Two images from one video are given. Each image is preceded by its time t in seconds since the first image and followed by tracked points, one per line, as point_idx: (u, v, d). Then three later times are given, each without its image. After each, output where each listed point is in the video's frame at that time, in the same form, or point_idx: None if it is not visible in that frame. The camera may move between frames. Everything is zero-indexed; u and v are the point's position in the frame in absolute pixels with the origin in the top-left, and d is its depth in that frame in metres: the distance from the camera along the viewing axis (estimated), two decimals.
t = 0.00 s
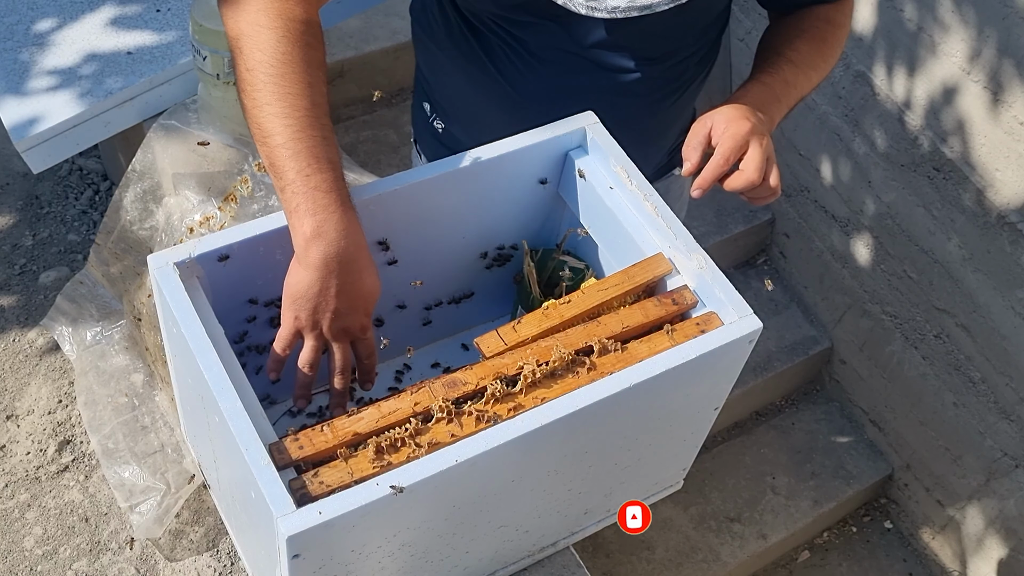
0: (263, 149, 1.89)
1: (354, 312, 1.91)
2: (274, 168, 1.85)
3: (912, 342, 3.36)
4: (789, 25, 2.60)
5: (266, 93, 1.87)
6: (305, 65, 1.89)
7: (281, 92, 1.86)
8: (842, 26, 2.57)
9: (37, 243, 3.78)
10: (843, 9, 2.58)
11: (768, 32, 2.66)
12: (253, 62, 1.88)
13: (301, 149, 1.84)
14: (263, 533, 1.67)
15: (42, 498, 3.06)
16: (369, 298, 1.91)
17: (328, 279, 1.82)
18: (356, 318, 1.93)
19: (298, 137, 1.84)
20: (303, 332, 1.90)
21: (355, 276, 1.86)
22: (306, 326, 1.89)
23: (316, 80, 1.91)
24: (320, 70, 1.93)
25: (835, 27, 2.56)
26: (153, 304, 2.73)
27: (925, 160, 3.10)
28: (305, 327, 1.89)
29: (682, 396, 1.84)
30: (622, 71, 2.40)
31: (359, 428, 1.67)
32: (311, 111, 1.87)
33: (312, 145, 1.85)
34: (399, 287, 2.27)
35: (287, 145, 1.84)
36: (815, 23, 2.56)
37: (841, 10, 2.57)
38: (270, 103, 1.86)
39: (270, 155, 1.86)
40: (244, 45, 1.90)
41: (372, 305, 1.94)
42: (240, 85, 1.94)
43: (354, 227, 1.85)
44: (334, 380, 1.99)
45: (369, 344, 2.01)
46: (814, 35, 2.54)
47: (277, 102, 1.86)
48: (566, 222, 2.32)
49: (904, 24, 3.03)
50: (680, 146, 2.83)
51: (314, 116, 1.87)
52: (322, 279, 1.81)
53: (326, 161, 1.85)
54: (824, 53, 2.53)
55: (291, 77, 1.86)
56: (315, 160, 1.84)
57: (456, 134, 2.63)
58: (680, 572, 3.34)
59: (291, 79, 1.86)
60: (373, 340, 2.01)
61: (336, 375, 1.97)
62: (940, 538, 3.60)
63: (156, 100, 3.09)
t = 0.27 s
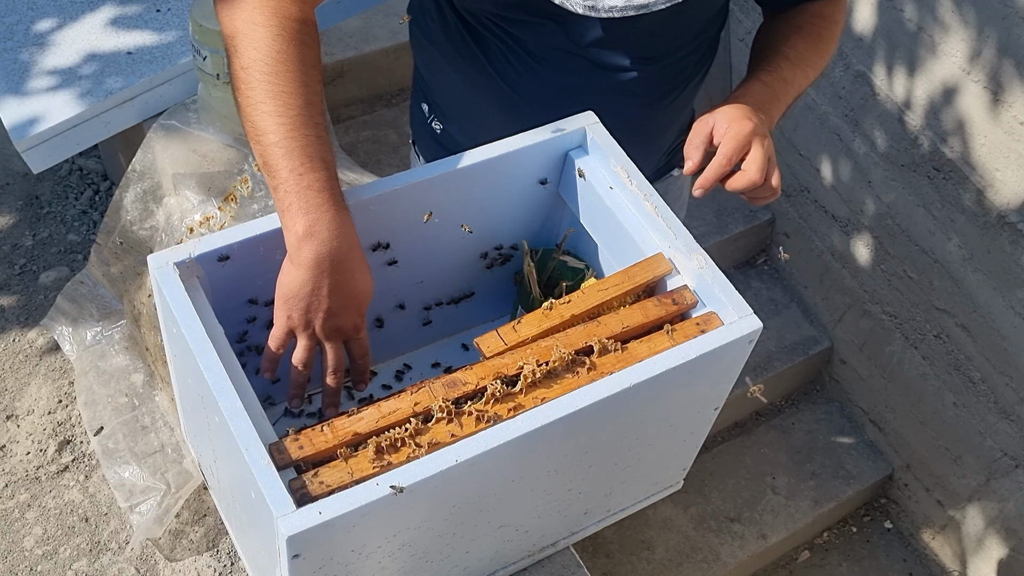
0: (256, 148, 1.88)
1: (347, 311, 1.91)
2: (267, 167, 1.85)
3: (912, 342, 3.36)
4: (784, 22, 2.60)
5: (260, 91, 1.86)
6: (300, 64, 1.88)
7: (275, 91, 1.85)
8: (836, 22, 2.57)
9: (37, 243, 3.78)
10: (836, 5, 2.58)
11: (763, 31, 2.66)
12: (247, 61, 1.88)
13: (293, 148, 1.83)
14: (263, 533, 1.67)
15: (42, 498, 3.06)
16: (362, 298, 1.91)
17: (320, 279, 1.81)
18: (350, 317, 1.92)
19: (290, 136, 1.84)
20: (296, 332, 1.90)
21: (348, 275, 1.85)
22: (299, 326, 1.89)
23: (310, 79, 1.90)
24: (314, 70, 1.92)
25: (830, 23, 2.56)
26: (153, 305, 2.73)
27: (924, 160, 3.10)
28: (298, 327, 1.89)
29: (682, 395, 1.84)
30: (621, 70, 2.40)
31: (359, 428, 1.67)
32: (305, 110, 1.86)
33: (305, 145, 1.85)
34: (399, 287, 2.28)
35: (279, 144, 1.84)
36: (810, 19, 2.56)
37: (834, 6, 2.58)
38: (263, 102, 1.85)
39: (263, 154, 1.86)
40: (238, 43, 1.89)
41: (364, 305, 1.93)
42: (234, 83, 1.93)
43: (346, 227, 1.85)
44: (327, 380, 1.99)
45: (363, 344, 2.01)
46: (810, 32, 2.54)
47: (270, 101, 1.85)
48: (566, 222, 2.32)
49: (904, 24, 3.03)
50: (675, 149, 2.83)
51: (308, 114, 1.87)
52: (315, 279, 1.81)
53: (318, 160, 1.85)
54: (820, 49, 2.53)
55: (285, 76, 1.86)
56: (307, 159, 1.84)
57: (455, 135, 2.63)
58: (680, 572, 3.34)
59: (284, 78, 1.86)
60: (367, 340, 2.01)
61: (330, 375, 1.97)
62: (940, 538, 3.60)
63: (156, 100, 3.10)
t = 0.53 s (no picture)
0: (259, 153, 1.88)
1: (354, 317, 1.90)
2: (270, 172, 1.85)
3: (912, 342, 3.36)
4: (779, 17, 2.60)
5: (262, 96, 1.86)
6: (301, 67, 1.87)
7: (277, 96, 1.85)
8: (832, 15, 2.59)
9: (36, 243, 3.78)
10: None
11: (757, 27, 2.66)
12: (249, 65, 1.87)
13: (297, 153, 1.83)
14: (263, 533, 1.67)
15: (42, 498, 3.06)
16: (369, 303, 1.90)
17: (325, 283, 1.81)
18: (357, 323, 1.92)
19: (294, 141, 1.83)
20: (305, 338, 1.90)
21: (354, 280, 1.85)
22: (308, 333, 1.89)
23: (313, 83, 1.90)
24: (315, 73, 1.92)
25: (825, 18, 2.57)
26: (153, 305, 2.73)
27: (925, 160, 3.10)
28: (306, 333, 1.89)
29: (682, 396, 1.84)
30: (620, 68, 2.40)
31: (359, 428, 1.67)
32: (308, 114, 1.86)
33: (308, 149, 1.84)
34: (399, 286, 2.27)
35: (283, 149, 1.83)
36: (806, 12, 2.57)
37: None
38: (266, 108, 1.85)
39: (266, 160, 1.85)
40: (241, 49, 1.89)
41: (372, 309, 1.93)
42: (237, 90, 1.93)
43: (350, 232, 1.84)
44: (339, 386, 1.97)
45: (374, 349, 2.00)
46: (805, 24, 2.55)
47: (273, 107, 1.85)
48: (566, 222, 2.32)
49: (904, 24, 3.02)
50: (673, 148, 2.83)
51: (311, 119, 1.86)
52: (320, 283, 1.81)
53: (322, 165, 1.84)
54: (816, 40, 2.54)
55: (287, 80, 1.85)
56: (310, 164, 1.83)
57: (453, 135, 2.62)
58: (680, 572, 3.34)
59: (286, 83, 1.85)
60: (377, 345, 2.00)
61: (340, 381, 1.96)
62: (940, 538, 3.60)
63: (156, 100, 3.09)
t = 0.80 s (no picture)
0: (270, 167, 1.86)
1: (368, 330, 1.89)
2: (281, 186, 1.82)
3: (912, 342, 3.36)
4: (775, 13, 2.60)
5: (272, 109, 1.83)
6: (310, 79, 1.85)
7: (288, 109, 1.82)
8: (825, 8, 2.60)
9: (36, 243, 3.78)
10: None
11: (752, 23, 2.65)
12: (258, 79, 1.85)
13: (308, 167, 1.81)
14: (263, 533, 1.67)
15: (42, 498, 3.06)
16: (382, 316, 1.89)
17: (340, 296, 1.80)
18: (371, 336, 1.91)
19: (305, 155, 1.81)
20: (318, 353, 1.89)
21: (367, 294, 1.84)
22: (321, 347, 1.88)
23: (322, 94, 1.87)
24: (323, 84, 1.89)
25: (821, 12, 2.58)
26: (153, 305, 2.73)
27: (925, 160, 3.10)
28: (320, 347, 1.88)
29: (682, 396, 1.84)
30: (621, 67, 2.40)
31: (359, 428, 1.67)
32: (319, 126, 1.83)
33: (320, 162, 1.82)
34: (399, 286, 2.27)
35: (294, 162, 1.81)
36: (801, 6, 2.57)
37: None
38: (277, 121, 1.82)
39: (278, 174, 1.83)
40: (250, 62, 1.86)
41: (385, 320, 1.92)
42: (246, 103, 1.90)
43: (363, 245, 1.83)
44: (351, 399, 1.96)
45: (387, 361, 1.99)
46: (800, 18, 2.55)
47: (283, 120, 1.82)
48: (566, 222, 2.32)
49: (904, 24, 3.02)
50: (672, 144, 2.83)
51: (322, 131, 1.84)
52: (334, 296, 1.80)
53: (334, 177, 1.82)
54: (811, 32, 2.54)
55: (297, 92, 1.83)
56: (323, 177, 1.81)
57: (453, 135, 2.62)
58: (680, 572, 3.34)
59: (296, 95, 1.83)
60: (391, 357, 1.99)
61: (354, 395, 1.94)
62: (940, 538, 3.60)
63: (156, 100, 3.09)
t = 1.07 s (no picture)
0: (280, 178, 1.85)
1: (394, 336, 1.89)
2: (292, 199, 1.82)
3: (912, 342, 3.36)
4: (772, 11, 2.59)
5: (280, 121, 1.82)
6: (314, 88, 1.83)
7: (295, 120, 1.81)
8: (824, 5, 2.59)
9: (37, 243, 3.78)
10: None
11: (750, 22, 2.65)
12: (264, 90, 1.83)
13: (318, 177, 1.80)
14: (263, 533, 1.67)
15: (42, 498, 3.06)
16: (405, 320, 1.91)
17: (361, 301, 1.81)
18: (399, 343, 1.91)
19: (314, 165, 1.81)
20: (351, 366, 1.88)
21: (385, 300, 1.85)
22: (353, 359, 1.87)
23: (326, 102, 1.86)
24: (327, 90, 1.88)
25: (819, 10, 2.57)
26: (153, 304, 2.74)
27: (925, 160, 3.10)
28: (352, 359, 1.87)
29: (682, 396, 1.84)
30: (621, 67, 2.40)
31: (359, 428, 1.67)
32: (325, 135, 1.83)
33: (328, 173, 1.82)
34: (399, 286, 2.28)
35: (304, 174, 1.81)
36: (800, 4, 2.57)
37: None
38: (284, 132, 1.81)
39: (287, 186, 1.82)
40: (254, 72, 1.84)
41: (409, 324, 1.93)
42: (252, 113, 1.88)
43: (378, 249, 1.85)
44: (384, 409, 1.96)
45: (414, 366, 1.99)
46: (799, 16, 2.55)
47: (291, 132, 1.81)
48: (566, 222, 2.32)
49: (904, 24, 3.02)
50: (670, 140, 2.83)
51: (328, 141, 1.83)
52: (357, 302, 1.81)
53: (344, 186, 1.82)
54: (810, 30, 2.54)
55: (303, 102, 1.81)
56: (333, 187, 1.81)
57: (452, 135, 2.62)
58: (680, 572, 3.34)
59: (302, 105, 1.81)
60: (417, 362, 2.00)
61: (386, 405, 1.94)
62: (940, 538, 3.60)
63: (156, 100, 3.10)
